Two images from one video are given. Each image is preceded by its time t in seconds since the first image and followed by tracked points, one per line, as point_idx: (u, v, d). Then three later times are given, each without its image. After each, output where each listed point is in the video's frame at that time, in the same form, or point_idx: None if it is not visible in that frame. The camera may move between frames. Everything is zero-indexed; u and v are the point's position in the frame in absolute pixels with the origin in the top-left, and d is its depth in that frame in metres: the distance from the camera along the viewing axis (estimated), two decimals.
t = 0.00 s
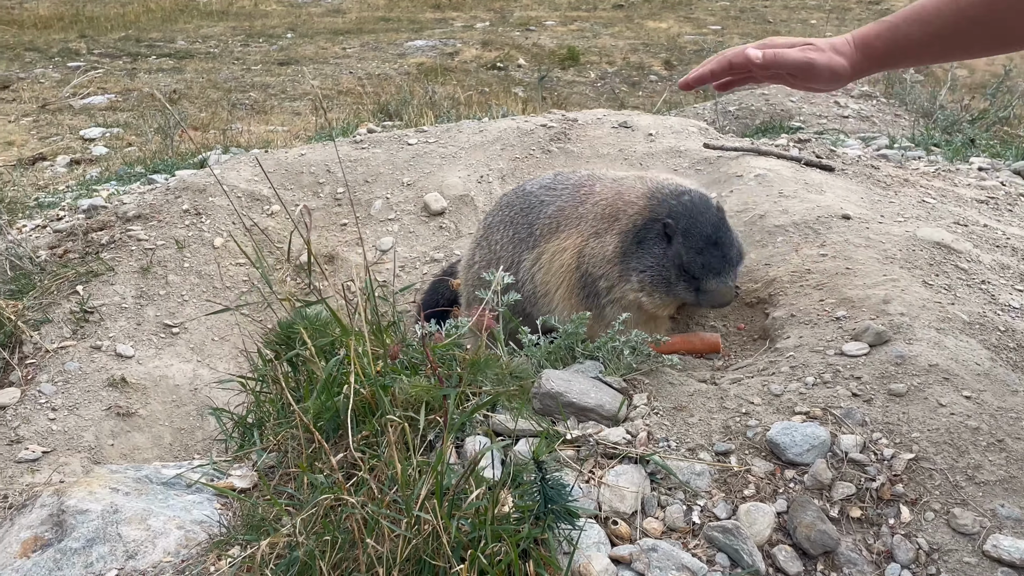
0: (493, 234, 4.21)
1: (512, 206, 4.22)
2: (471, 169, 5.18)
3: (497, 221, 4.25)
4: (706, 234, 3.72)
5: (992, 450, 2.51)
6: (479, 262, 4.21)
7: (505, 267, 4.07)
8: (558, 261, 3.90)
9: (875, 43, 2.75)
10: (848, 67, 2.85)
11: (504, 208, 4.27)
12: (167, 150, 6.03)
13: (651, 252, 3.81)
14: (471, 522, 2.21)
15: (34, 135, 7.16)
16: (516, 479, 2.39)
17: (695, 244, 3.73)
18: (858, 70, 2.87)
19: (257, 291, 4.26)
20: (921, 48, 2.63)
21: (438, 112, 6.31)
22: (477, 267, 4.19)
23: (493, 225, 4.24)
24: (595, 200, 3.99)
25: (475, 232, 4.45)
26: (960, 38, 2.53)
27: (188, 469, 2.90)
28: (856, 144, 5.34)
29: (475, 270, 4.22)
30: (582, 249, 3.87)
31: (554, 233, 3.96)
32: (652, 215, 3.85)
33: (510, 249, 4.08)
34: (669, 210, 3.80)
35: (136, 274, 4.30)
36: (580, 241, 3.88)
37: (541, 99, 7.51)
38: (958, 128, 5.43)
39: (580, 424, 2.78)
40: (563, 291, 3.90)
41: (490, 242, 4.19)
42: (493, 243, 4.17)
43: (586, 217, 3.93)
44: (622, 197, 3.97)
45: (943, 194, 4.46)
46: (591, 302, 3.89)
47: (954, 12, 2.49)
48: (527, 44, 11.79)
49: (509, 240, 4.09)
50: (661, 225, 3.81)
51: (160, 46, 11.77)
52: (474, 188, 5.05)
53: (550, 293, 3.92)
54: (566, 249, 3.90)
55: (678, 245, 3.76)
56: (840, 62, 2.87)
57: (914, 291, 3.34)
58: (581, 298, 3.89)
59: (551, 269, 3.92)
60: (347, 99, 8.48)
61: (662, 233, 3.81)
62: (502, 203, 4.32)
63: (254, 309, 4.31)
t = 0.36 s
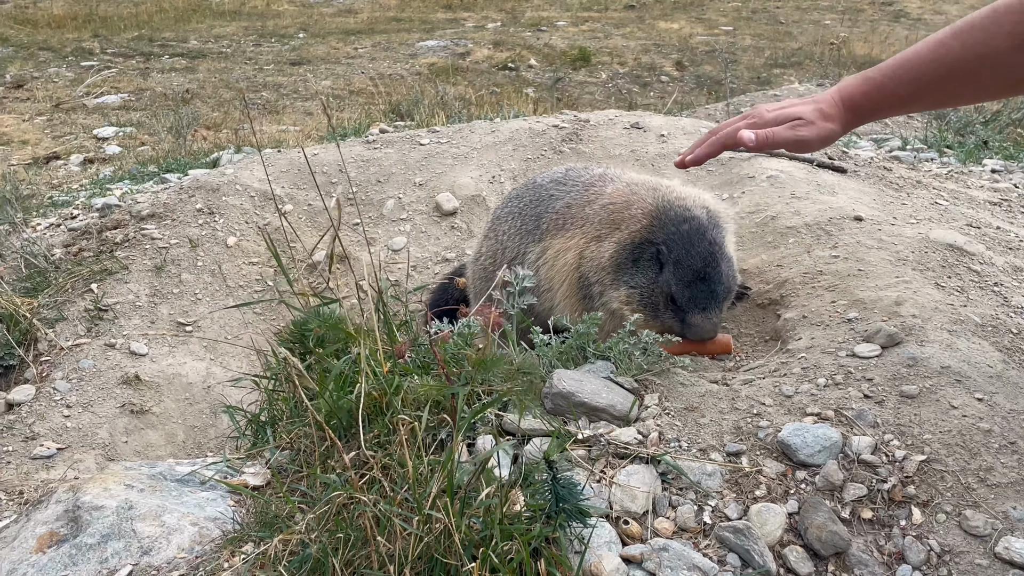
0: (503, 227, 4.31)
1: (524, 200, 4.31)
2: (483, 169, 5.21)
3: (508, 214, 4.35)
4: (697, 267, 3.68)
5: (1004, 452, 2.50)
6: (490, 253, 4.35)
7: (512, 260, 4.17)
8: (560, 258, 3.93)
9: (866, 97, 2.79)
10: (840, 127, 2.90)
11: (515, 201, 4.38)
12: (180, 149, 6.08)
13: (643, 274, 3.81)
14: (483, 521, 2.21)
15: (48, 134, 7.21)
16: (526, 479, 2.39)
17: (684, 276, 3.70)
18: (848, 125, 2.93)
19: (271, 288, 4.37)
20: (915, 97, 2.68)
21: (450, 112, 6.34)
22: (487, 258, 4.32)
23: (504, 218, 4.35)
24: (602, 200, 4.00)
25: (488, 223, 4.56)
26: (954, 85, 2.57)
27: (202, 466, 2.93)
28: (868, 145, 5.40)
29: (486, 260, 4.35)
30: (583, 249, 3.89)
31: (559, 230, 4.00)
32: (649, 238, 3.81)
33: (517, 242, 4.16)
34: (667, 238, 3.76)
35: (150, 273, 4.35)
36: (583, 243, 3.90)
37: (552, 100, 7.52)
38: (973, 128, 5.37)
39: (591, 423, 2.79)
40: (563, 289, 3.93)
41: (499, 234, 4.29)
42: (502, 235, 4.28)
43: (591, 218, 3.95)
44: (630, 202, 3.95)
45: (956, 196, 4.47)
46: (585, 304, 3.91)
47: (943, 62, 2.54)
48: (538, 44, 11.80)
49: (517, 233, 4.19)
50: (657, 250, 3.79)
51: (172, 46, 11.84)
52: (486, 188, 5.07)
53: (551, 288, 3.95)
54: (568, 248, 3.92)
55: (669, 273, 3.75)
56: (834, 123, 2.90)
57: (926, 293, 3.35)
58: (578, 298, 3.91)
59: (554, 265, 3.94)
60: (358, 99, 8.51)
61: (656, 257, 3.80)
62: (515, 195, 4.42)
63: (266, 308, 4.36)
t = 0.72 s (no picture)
0: (516, 229, 4.33)
1: (537, 203, 4.33)
2: (493, 170, 5.24)
3: (521, 217, 4.37)
4: (724, 267, 3.68)
5: (1013, 454, 2.51)
6: (503, 255, 4.35)
7: (526, 263, 4.19)
8: (575, 262, 3.97)
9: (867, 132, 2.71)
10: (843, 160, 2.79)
11: (527, 203, 4.40)
12: (191, 149, 6.12)
13: (666, 276, 3.80)
14: (496, 519, 2.21)
15: (59, 132, 7.26)
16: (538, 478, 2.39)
17: (712, 277, 3.69)
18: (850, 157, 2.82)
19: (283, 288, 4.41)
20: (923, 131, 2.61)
21: (460, 113, 6.37)
22: (501, 260, 4.34)
23: (517, 220, 4.37)
24: (617, 203, 4.02)
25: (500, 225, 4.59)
26: (963, 114, 2.50)
27: (216, 464, 2.95)
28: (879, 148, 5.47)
29: (499, 262, 4.36)
30: (599, 252, 3.91)
31: (575, 233, 4.02)
32: (671, 242, 3.79)
33: (532, 245, 4.19)
34: (690, 241, 3.73)
35: (163, 271, 4.39)
36: (599, 245, 3.92)
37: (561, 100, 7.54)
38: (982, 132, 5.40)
39: (602, 423, 2.82)
40: (578, 292, 3.96)
41: (513, 237, 4.32)
42: (516, 238, 4.30)
43: (606, 221, 3.96)
44: (646, 205, 3.96)
45: (965, 199, 4.51)
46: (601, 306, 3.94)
47: (952, 91, 2.47)
48: (547, 45, 11.82)
49: (532, 236, 4.20)
50: (680, 253, 3.77)
51: (182, 45, 11.87)
52: (496, 188, 5.10)
53: (566, 291, 3.99)
54: (584, 251, 3.95)
55: (696, 276, 3.73)
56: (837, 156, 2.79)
57: (936, 296, 3.36)
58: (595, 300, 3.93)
59: (569, 268, 3.98)
60: (368, 99, 8.55)
61: (679, 260, 3.78)
62: (529, 198, 4.43)
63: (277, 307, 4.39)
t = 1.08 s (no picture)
0: (531, 237, 4.33)
1: (552, 213, 4.34)
2: (500, 171, 5.26)
3: (535, 226, 4.37)
4: (749, 282, 3.70)
5: (1016, 457, 2.53)
6: (516, 262, 4.34)
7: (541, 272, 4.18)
8: (594, 272, 3.98)
9: (866, 184, 2.92)
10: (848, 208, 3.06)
11: (542, 213, 4.40)
12: (199, 149, 6.15)
13: (689, 286, 3.82)
14: (503, 519, 2.21)
15: (68, 131, 7.29)
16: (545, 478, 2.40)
17: (736, 291, 3.72)
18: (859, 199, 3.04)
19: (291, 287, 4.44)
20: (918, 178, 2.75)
21: (467, 113, 6.40)
22: (514, 267, 4.33)
23: (531, 229, 4.37)
24: (635, 215, 4.05)
25: (511, 232, 4.59)
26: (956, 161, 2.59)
27: (225, 462, 2.97)
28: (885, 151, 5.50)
29: (511, 269, 4.36)
30: (618, 261, 3.92)
31: (593, 244, 4.04)
32: (698, 251, 3.77)
33: (548, 255, 4.19)
34: (717, 254, 3.73)
35: (172, 270, 4.43)
36: (617, 254, 3.94)
37: (568, 101, 7.56)
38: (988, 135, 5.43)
39: (607, 423, 2.84)
40: (596, 300, 3.97)
41: (527, 245, 4.31)
42: (530, 246, 4.29)
43: (625, 232, 3.99)
44: (668, 215, 3.99)
45: (971, 203, 4.54)
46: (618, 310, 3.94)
47: (936, 147, 2.60)
48: (554, 45, 11.83)
49: (547, 247, 4.20)
50: (706, 264, 3.77)
51: (190, 44, 11.90)
52: (503, 189, 5.12)
53: (584, 300, 4.00)
54: (602, 261, 3.97)
55: (720, 288, 3.75)
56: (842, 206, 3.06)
57: (941, 299, 3.38)
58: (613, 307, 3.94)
59: (587, 278, 4.00)
60: (375, 99, 8.58)
61: (705, 272, 3.78)
62: (543, 208, 4.42)
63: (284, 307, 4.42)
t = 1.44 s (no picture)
0: (530, 240, 4.35)
1: (553, 216, 4.35)
2: (502, 171, 5.27)
3: (535, 228, 4.39)
4: (745, 293, 3.73)
5: (1017, 457, 2.53)
6: (515, 264, 4.37)
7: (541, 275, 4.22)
8: (592, 275, 4.01)
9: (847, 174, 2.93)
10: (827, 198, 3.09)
11: (542, 215, 4.42)
12: (201, 148, 6.17)
13: (683, 293, 3.84)
14: (504, 518, 2.21)
15: (70, 130, 7.30)
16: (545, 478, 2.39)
17: (731, 302, 3.74)
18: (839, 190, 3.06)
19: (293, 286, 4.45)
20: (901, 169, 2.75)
21: (468, 113, 6.41)
22: (513, 269, 4.36)
23: (531, 231, 4.39)
24: (634, 219, 4.06)
25: (512, 234, 4.61)
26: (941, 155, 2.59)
27: (226, 460, 2.98)
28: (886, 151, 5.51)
29: (510, 270, 4.39)
30: (615, 265, 3.94)
31: (591, 248, 4.06)
32: (698, 261, 3.81)
33: (547, 258, 4.22)
34: (713, 263, 3.77)
35: (174, 269, 4.44)
36: (615, 259, 3.95)
37: (570, 102, 7.57)
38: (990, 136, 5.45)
39: (608, 423, 2.84)
40: (592, 304, 4.00)
41: (527, 247, 4.34)
42: (530, 248, 4.32)
43: (624, 237, 3.99)
44: (668, 221, 3.97)
45: (973, 203, 4.55)
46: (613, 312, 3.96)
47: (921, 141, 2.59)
48: (556, 45, 11.84)
49: (547, 250, 4.22)
50: (703, 274, 3.81)
51: (192, 43, 11.91)
52: (504, 189, 5.13)
53: (581, 303, 4.03)
54: (599, 264, 3.99)
55: (715, 300, 3.77)
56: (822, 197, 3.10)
57: (942, 300, 3.39)
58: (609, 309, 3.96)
59: (585, 283, 4.03)
60: (377, 99, 8.59)
61: (701, 283, 3.82)
62: (546, 210, 4.43)
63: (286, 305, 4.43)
